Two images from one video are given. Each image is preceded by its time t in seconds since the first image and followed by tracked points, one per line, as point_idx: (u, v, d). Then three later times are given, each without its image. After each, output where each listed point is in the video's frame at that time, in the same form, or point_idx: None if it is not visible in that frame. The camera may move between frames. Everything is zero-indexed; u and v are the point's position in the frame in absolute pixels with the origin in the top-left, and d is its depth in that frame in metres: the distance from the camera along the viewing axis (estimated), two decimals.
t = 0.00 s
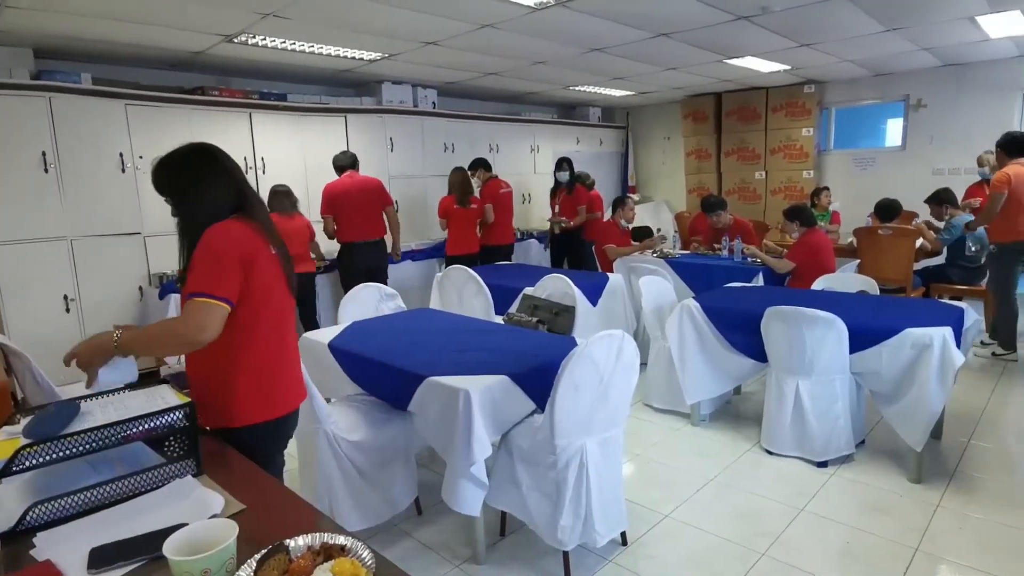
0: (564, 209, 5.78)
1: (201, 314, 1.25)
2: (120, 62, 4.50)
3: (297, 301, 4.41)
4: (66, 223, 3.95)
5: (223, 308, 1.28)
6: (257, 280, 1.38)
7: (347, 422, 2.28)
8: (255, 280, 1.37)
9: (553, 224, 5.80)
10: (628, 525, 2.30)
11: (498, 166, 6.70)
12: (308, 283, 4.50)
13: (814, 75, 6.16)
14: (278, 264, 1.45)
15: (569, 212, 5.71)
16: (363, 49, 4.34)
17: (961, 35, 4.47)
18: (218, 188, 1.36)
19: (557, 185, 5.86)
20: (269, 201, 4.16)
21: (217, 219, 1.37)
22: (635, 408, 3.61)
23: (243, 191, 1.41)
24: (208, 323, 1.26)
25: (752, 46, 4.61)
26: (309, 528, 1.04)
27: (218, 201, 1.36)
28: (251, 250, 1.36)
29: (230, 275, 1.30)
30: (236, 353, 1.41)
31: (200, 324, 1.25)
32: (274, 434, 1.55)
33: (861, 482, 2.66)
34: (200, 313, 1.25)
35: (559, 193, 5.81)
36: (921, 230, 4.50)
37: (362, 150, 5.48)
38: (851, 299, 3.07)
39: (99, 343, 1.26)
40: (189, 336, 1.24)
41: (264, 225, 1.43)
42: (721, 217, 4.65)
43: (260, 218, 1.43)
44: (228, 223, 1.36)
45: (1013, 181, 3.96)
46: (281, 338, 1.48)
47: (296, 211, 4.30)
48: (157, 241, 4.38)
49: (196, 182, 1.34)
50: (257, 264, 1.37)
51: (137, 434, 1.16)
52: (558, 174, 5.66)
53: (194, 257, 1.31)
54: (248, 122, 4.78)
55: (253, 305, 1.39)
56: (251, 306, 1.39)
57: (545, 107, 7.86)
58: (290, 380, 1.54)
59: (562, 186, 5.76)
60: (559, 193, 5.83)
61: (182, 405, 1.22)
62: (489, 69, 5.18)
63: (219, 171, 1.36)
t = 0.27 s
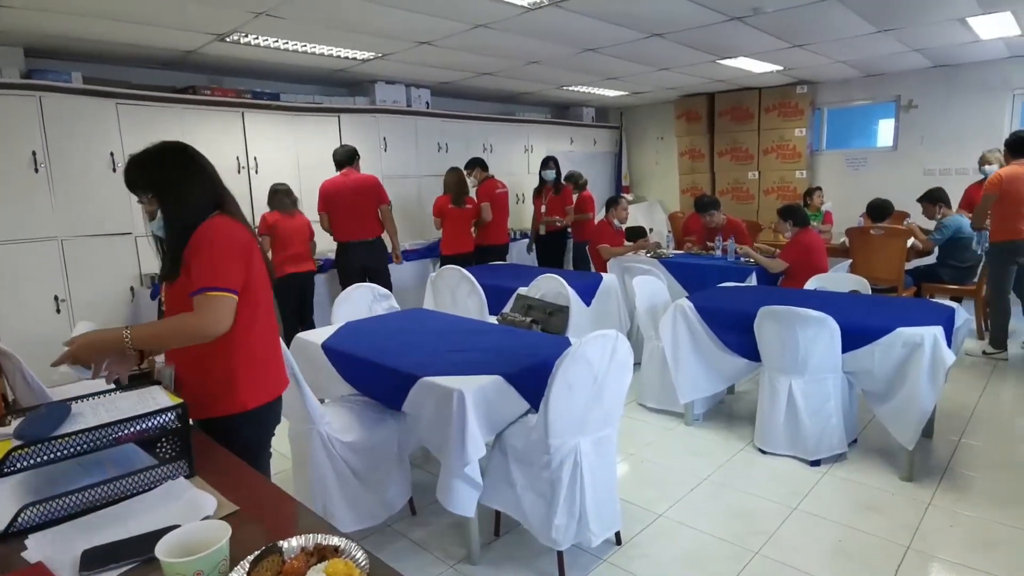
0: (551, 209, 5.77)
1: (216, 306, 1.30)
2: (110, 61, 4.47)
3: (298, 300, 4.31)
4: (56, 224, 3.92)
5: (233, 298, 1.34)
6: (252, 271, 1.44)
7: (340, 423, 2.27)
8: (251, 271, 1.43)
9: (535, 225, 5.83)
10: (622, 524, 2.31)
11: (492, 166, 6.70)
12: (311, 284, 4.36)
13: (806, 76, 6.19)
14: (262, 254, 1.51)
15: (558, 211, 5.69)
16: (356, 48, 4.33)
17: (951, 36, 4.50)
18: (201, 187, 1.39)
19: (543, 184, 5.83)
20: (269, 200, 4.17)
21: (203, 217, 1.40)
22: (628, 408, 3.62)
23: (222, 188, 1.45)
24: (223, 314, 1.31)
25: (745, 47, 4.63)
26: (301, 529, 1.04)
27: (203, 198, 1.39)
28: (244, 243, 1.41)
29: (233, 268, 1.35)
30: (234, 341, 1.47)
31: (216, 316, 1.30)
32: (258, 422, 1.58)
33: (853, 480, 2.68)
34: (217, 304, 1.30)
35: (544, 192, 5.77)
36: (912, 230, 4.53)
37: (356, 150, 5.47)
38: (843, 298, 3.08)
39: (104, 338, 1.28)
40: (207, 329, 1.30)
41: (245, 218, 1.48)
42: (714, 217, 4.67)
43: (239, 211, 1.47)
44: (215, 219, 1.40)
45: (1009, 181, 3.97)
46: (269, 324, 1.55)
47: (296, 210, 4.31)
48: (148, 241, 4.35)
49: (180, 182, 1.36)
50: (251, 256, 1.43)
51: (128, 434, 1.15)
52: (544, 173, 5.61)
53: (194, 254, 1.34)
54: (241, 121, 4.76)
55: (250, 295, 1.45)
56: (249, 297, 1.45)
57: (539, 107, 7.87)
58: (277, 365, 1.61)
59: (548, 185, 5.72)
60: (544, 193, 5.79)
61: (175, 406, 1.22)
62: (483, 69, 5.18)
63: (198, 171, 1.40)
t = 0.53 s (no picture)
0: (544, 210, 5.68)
1: (224, 302, 1.34)
2: (107, 61, 4.46)
3: (298, 300, 4.29)
4: (52, 223, 3.90)
5: (238, 293, 1.37)
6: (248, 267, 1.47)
7: (336, 424, 2.27)
8: (248, 267, 1.47)
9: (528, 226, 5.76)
10: (618, 524, 2.31)
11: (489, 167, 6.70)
12: (308, 285, 4.34)
13: (803, 76, 6.21)
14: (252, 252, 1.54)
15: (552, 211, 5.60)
16: (354, 48, 4.33)
17: (946, 37, 4.52)
18: (192, 186, 1.40)
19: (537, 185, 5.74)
20: (268, 200, 4.17)
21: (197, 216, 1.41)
22: (625, 408, 3.62)
23: (211, 187, 1.46)
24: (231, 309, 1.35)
25: (742, 47, 4.64)
26: (297, 529, 1.03)
27: (196, 198, 1.40)
28: (240, 240, 1.44)
29: (235, 264, 1.39)
30: (233, 336, 1.49)
31: (224, 309, 1.33)
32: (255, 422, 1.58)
33: (849, 480, 2.69)
34: (226, 300, 1.34)
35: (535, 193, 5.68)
36: (908, 230, 4.54)
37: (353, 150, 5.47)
38: (840, 298, 3.09)
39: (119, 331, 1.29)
40: (217, 324, 1.32)
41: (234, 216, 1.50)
42: (710, 217, 4.68)
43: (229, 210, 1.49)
44: (210, 218, 1.42)
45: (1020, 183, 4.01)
46: (260, 318, 1.59)
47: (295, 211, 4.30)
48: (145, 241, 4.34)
49: (172, 182, 1.37)
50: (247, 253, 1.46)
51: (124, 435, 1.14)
52: (536, 172, 5.52)
53: (195, 253, 1.36)
54: (238, 121, 4.75)
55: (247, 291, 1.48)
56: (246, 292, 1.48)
57: (536, 107, 7.87)
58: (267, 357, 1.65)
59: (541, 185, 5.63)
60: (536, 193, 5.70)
61: (170, 407, 1.22)
62: (480, 69, 5.18)
63: (188, 170, 1.41)
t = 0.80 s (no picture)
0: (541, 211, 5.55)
1: (228, 301, 1.34)
2: (105, 61, 4.46)
3: (298, 301, 4.28)
4: (50, 223, 3.90)
5: (241, 292, 1.38)
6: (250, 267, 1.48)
7: (334, 424, 2.27)
8: (249, 267, 1.47)
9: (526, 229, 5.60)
10: (616, 524, 2.31)
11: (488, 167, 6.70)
12: (309, 286, 4.31)
13: (801, 77, 6.21)
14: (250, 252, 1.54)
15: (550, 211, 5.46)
16: (352, 48, 4.33)
17: (945, 37, 4.53)
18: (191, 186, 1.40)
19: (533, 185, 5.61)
20: (270, 200, 4.16)
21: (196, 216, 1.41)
22: (624, 408, 3.62)
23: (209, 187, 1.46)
24: (235, 309, 1.36)
25: (741, 48, 4.64)
26: (294, 529, 1.03)
27: (195, 198, 1.40)
28: (242, 240, 1.45)
29: (238, 263, 1.39)
30: (234, 335, 1.49)
31: (229, 308, 1.34)
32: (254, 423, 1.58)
33: (846, 480, 2.69)
34: (231, 300, 1.35)
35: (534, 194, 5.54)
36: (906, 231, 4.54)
37: (352, 150, 5.47)
38: (839, 298, 3.09)
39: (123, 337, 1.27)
40: (223, 322, 1.33)
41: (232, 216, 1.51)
42: (709, 218, 4.68)
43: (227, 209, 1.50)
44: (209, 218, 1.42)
45: None
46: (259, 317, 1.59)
47: (298, 211, 4.28)
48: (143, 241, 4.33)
49: (170, 183, 1.37)
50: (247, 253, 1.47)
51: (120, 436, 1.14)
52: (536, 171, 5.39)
53: (197, 253, 1.36)
54: (236, 121, 4.75)
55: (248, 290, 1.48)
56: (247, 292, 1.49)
57: (535, 108, 7.87)
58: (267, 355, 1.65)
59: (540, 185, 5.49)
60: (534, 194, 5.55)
61: (167, 406, 1.21)
62: (479, 69, 5.18)
63: (187, 170, 1.41)
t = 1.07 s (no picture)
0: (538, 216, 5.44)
1: (234, 304, 1.36)
2: (107, 64, 4.47)
3: (304, 305, 4.28)
4: (51, 226, 3.91)
5: (246, 294, 1.40)
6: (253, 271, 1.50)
7: (333, 429, 2.27)
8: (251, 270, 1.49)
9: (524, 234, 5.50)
10: (614, 529, 2.31)
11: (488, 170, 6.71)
12: (315, 291, 4.31)
13: (801, 82, 6.23)
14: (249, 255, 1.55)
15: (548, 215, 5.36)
16: (353, 52, 4.34)
17: (943, 44, 4.54)
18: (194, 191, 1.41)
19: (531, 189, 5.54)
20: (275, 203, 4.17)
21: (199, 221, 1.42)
22: (623, 413, 3.63)
23: (211, 192, 1.47)
24: (241, 311, 1.37)
25: (740, 53, 4.65)
26: (293, 534, 1.04)
27: (197, 203, 1.41)
28: (245, 245, 1.47)
29: (241, 267, 1.41)
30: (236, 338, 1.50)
31: (236, 311, 1.36)
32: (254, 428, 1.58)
33: (845, 485, 2.70)
34: (238, 302, 1.37)
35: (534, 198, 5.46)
36: (905, 236, 4.55)
37: (352, 153, 5.49)
38: (837, 304, 3.10)
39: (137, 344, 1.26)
40: (230, 325, 1.35)
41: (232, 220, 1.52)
42: (709, 223, 4.70)
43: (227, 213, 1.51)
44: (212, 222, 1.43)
45: None
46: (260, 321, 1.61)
47: (303, 215, 4.28)
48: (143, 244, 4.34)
49: (173, 187, 1.38)
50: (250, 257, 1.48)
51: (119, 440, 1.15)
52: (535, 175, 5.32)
53: (201, 256, 1.38)
54: (236, 124, 4.76)
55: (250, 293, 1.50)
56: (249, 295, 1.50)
57: (535, 112, 7.89)
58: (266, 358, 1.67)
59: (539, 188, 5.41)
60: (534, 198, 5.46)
61: (166, 411, 1.21)
62: (479, 73, 5.19)
63: (190, 175, 1.42)
